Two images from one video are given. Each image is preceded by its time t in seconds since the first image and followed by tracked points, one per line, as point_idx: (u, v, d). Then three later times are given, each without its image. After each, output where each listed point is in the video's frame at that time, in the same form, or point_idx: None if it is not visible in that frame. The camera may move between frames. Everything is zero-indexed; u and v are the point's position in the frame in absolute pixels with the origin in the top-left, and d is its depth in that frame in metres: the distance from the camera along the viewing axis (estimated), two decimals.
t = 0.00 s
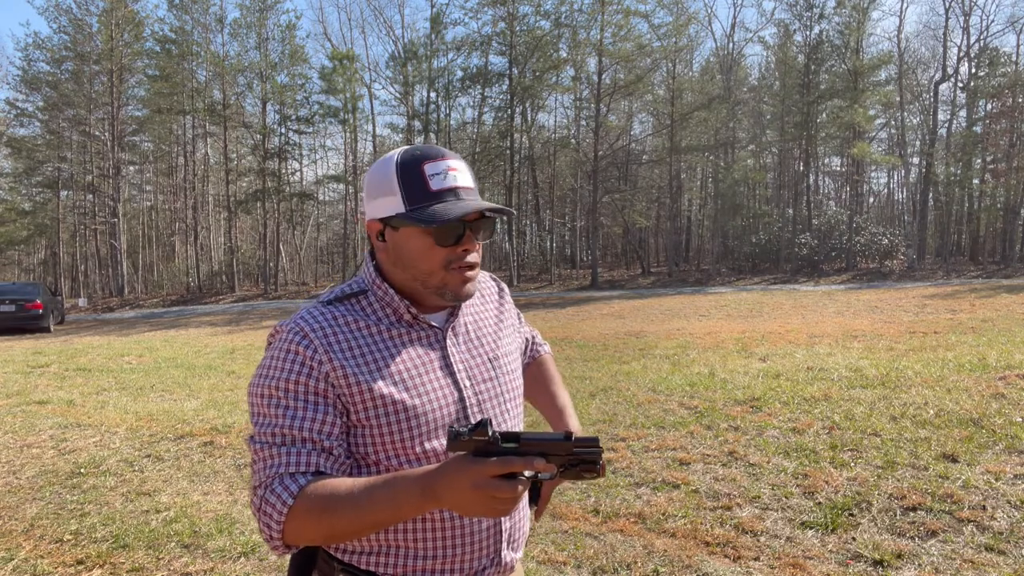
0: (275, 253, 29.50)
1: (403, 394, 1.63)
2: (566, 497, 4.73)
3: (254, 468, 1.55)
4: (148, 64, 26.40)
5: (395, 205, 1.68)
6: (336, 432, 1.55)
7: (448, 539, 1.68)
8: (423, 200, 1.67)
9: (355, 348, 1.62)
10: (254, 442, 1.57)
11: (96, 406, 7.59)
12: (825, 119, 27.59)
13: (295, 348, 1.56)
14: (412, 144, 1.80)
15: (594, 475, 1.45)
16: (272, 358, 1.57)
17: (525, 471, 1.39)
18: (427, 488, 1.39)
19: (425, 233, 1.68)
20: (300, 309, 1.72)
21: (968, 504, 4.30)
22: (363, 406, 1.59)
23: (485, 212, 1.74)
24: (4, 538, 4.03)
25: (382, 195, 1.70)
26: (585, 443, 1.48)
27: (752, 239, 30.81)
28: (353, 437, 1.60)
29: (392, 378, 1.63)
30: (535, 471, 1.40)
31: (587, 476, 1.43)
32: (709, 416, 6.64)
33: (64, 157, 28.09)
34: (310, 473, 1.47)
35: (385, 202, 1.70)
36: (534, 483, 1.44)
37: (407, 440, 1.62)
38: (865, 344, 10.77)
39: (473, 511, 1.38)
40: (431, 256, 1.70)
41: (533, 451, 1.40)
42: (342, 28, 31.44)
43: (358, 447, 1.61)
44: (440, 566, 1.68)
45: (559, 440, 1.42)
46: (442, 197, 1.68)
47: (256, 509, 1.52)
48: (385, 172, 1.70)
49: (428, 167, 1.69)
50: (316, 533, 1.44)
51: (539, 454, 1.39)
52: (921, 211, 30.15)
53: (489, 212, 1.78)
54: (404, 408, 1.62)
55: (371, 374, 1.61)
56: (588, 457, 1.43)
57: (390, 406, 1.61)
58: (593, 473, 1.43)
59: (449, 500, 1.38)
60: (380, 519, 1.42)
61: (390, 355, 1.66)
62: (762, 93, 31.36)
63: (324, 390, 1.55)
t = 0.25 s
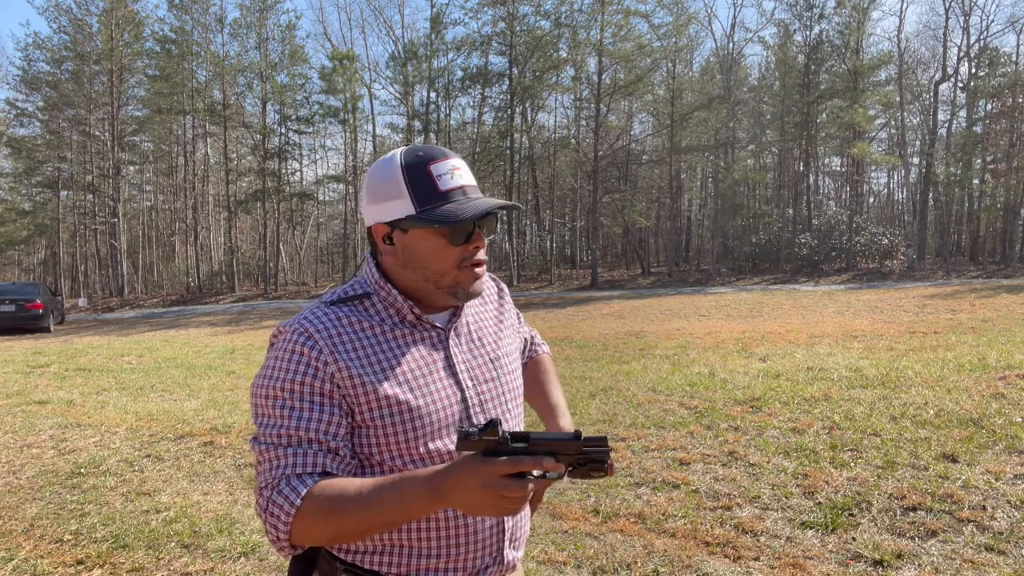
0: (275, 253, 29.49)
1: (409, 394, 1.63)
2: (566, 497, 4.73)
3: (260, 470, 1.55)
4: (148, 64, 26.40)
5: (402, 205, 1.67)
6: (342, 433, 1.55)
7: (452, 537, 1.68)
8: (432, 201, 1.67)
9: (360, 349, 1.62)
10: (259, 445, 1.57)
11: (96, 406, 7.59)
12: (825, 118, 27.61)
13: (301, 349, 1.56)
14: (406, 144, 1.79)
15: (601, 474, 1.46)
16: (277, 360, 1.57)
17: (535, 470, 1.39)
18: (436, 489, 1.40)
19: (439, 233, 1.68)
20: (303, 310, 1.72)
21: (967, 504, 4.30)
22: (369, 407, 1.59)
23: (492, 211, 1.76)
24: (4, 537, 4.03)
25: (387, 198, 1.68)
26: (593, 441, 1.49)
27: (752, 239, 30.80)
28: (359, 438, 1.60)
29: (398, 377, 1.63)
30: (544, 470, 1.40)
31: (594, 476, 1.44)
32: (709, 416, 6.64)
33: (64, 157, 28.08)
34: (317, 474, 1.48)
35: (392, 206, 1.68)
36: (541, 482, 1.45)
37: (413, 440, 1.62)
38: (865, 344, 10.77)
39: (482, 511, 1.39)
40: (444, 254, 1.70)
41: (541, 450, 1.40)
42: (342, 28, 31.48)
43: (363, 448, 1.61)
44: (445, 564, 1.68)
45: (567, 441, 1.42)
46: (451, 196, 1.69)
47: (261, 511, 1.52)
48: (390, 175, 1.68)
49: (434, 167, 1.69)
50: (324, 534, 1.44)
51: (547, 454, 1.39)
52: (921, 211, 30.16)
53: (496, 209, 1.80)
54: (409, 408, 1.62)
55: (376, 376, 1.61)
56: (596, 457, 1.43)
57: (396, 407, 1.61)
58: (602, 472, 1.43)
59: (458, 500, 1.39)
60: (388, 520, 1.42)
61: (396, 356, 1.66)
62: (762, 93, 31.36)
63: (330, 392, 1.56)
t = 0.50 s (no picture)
0: (275, 253, 29.49)
1: (409, 394, 1.63)
2: (566, 497, 4.73)
3: (260, 472, 1.55)
4: (147, 64, 26.40)
5: (400, 206, 1.67)
6: (342, 434, 1.55)
7: (453, 538, 1.68)
8: (430, 201, 1.67)
9: (361, 350, 1.62)
10: (259, 445, 1.56)
11: (96, 406, 7.59)
12: (825, 119, 27.62)
13: (300, 350, 1.56)
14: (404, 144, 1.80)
15: (602, 479, 1.45)
16: (277, 361, 1.56)
17: (536, 472, 1.40)
18: (437, 491, 1.40)
19: (436, 232, 1.68)
20: (303, 310, 1.72)
21: (968, 504, 4.30)
22: (368, 408, 1.59)
23: (490, 210, 1.77)
24: (4, 537, 4.03)
25: (384, 196, 1.68)
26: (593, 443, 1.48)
27: (752, 239, 30.79)
28: (359, 439, 1.60)
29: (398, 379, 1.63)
30: (545, 474, 1.40)
31: (595, 480, 1.43)
32: (709, 416, 6.64)
33: (64, 157, 28.06)
34: (318, 475, 1.48)
35: (389, 204, 1.68)
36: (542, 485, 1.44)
37: (412, 442, 1.63)
38: (865, 344, 10.77)
39: (482, 513, 1.39)
40: (440, 253, 1.71)
41: (542, 453, 1.40)
42: (342, 28, 31.50)
43: (363, 450, 1.61)
44: (446, 563, 1.68)
45: (569, 444, 1.41)
46: (448, 196, 1.69)
47: (262, 511, 1.52)
48: (387, 175, 1.68)
49: (432, 167, 1.69)
50: (325, 536, 1.44)
51: (548, 457, 1.39)
52: (921, 211, 30.17)
53: (495, 208, 1.80)
54: (409, 409, 1.62)
55: (376, 377, 1.60)
56: (597, 460, 1.42)
57: (395, 408, 1.61)
58: (603, 475, 1.43)
59: (457, 503, 1.39)
60: (390, 522, 1.42)
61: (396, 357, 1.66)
62: (762, 93, 31.36)
63: (329, 393, 1.55)
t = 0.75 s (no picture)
0: (275, 253, 29.48)
1: (404, 394, 1.64)
2: (566, 497, 4.73)
3: (254, 472, 1.54)
4: (147, 64, 26.40)
5: (428, 217, 1.63)
6: (336, 436, 1.55)
7: (448, 538, 1.68)
8: (458, 220, 1.65)
9: (355, 352, 1.61)
10: (252, 447, 1.56)
11: (96, 406, 7.59)
12: (825, 119, 27.62)
13: (294, 351, 1.55)
14: (432, 147, 1.75)
15: (596, 479, 1.46)
16: (270, 363, 1.56)
17: (531, 474, 1.40)
18: (431, 492, 1.40)
19: (456, 250, 1.67)
20: (297, 311, 1.71)
21: (968, 504, 4.30)
22: (363, 409, 1.59)
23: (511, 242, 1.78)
24: (4, 538, 4.03)
25: (412, 204, 1.63)
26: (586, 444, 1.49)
27: (752, 239, 30.79)
28: (352, 440, 1.60)
29: (392, 379, 1.63)
30: (539, 475, 1.41)
31: (589, 481, 1.44)
32: (709, 416, 6.64)
33: (64, 157, 28.05)
34: (313, 477, 1.47)
35: (415, 213, 1.63)
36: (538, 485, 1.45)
37: (405, 442, 1.63)
38: (865, 344, 10.77)
39: (476, 515, 1.39)
40: (456, 271, 1.70)
41: (536, 455, 1.41)
42: (342, 28, 31.51)
43: (357, 451, 1.62)
44: (441, 564, 1.68)
45: (562, 445, 1.42)
46: (476, 220, 1.69)
47: (257, 514, 1.52)
48: (421, 181, 1.63)
49: (467, 190, 1.68)
50: (319, 537, 1.43)
51: (541, 459, 1.40)
52: (920, 211, 30.17)
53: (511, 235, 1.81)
54: (403, 408, 1.63)
55: (369, 379, 1.61)
56: (590, 461, 1.43)
57: (389, 408, 1.61)
58: (597, 478, 1.44)
59: (454, 505, 1.39)
60: (386, 522, 1.42)
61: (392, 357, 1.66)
62: (763, 92, 31.35)
63: (324, 393, 1.55)
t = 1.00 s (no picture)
0: (275, 253, 29.48)
1: (406, 394, 1.64)
2: (566, 497, 4.73)
3: (255, 467, 1.54)
4: (147, 64, 26.41)
5: (472, 245, 1.63)
6: (337, 433, 1.55)
7: (446, 537, 1.68)
8: (500, 255, 1.66)
9: (360, 350, 1.61)
10: (253, 442, 1.56)
11: (96, 406, 7.59)
12: (825, 119, 27.63)
13: (297, 346, 1.55)
14: (482, 171, 1.72)
15: (593, 480, 1.49)
16: (272, 359, 1.55)
17: (530, 475, 1.43)
18: (433, 491, 1.41)
19: (491, 283, 1.68)
20: (300, 307, 1.71)
21: (968, 504, 4.30)
22: (366, 408, 1.59)
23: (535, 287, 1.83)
24: (3, 538, 4.03)
25: (463, 229, 1.61)
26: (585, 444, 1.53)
27: (752, 239, 30.79)
28: (355, 437, 1.60)
29: (396, 378, 1.63)
30: (537, 475, 1.44)
31: (588, 480, 1.47)
32: (709, 416, 6.64)
33: (64, 157, 28.06)
34: (314, 474, 1.47)
35: (462, 240, 1.62)
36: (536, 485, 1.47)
37: (406, 442, 1.63)
38: (865, 344, 10.77)
39: (475, 516, 1.41)
40: (480, 299, 1.72)
41: (535, 455, 1.44)
42: (342, 28, 31.50)
43: (358, 449, 1.62)
44: (438, 563, 1.68)
45: (561, 444, 1.45)
46: (512, 258, 1.70)
47: (256, 509, 1.52)
48: (476, 208, 1.62)
49: (513, 230, 1.71)
50: (319, 534, 1.44)
51: (539, 460, 1.42)
52: (920, 211, 30.18)
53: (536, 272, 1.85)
54: (405, 407, 1.63)
55: (373, 378, 1.61)
56: (589, 460, 1.46)
57: (391, 408, 1.61)
58: (595, 478, 1.47)
59: (457, 508, 1.40)
60: (387, 520, 1.43)
61: (396, 357, 1.66)
62: (763, 93, 31.35)
63: (327, 391, 1.55)
